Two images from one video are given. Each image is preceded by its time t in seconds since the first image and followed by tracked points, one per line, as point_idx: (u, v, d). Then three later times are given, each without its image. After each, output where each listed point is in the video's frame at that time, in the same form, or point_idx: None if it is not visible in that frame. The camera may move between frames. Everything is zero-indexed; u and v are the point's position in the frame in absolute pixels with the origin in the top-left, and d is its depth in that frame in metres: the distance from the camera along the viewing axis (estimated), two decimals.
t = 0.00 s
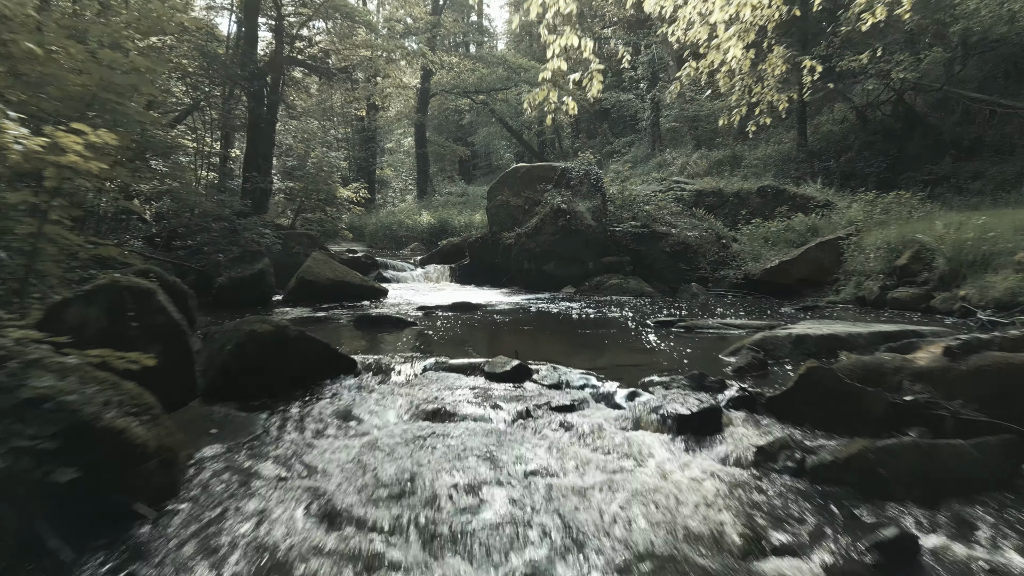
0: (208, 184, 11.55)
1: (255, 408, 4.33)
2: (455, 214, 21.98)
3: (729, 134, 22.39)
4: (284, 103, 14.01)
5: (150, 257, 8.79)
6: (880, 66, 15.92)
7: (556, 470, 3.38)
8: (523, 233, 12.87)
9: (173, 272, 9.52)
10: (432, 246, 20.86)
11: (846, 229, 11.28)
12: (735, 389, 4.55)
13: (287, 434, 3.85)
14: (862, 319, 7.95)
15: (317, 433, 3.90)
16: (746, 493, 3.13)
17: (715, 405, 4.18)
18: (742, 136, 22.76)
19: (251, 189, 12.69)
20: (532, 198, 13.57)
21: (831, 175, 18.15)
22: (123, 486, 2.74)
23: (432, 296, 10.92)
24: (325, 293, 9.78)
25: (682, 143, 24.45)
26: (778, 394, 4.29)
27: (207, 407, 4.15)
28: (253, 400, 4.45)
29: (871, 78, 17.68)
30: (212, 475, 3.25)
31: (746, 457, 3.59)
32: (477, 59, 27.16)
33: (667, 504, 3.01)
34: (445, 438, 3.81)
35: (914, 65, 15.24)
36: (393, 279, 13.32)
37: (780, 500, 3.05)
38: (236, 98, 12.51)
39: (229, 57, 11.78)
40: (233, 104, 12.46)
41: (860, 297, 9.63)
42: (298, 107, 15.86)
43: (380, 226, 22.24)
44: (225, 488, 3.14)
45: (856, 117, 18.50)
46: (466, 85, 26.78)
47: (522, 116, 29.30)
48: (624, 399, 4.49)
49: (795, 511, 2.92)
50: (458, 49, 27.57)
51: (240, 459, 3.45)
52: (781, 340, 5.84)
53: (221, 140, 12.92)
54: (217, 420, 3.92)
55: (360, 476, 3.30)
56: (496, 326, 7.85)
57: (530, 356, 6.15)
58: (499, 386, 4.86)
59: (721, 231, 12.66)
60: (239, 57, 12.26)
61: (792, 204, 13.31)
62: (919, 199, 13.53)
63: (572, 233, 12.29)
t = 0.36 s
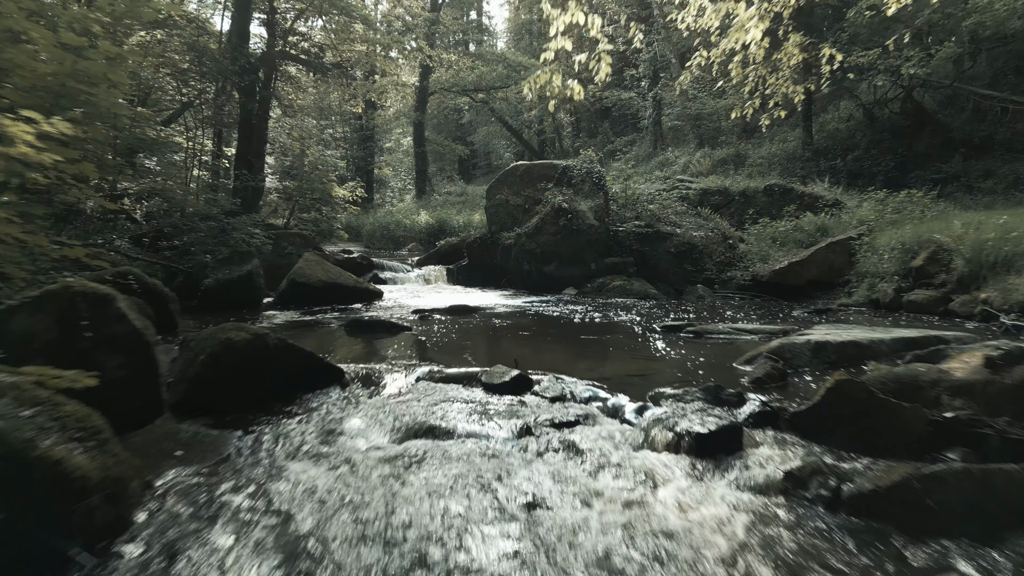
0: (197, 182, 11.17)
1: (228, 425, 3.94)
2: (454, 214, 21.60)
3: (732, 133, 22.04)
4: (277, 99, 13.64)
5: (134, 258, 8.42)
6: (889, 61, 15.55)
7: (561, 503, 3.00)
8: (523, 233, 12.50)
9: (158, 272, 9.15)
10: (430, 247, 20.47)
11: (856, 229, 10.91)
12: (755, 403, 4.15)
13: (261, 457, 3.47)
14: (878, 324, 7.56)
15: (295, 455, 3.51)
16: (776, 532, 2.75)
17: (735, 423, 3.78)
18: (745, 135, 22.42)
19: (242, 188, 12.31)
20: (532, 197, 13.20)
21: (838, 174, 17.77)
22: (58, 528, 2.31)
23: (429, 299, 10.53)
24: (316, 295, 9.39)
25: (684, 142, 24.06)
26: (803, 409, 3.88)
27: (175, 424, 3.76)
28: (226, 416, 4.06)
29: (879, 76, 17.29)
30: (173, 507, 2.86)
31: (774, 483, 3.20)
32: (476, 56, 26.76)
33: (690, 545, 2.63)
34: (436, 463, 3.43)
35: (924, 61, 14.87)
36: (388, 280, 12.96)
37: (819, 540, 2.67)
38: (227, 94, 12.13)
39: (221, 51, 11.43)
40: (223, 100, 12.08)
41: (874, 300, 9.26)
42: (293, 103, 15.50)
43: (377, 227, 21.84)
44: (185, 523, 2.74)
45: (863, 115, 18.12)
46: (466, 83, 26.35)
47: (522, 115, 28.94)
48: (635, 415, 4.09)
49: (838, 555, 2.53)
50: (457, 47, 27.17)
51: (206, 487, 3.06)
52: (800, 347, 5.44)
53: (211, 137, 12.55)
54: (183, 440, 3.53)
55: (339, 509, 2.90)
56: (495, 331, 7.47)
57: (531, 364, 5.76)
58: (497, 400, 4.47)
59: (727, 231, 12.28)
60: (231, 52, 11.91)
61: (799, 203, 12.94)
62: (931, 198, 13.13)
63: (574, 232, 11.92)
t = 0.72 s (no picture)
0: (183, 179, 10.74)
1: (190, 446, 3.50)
2: (452, 213, 21.16)
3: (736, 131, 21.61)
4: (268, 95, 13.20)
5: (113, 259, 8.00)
6: (899, 56, 15.12)
7: (569, 550, 2.57)
8: (523, 233, 12.07)
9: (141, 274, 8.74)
10: (428, 247, 20.04)
11: (869, 228, 10.48)
12: (783, 421, 3.71)
13: (225, 489, 3.04)
14: (900, 329, 7.13)
15: (262, 486, 3.09)
16: None
17: (763, 448, 3.34)
18: (749, 133, 21.99)
19: (232, 186, 11.88)
20: (532, 195, 12.77)
21: (846, 173, 17.35)
22: None
23: (425, 302, 10.09)
24: (306, 298, 8.96)
25: (686, 140, 23.63)
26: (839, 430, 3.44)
27: (130, 448, 3.33)
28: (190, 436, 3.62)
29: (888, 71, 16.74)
30: (109, 557, 2.42)
31: (813, 522, 2.77)
32: (475, 53, 26.30)
33: None
34: (423, 497, 2.98)
35: (935, 56, 14.44)
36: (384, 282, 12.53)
37: None
38: (213, 89, 11.68)
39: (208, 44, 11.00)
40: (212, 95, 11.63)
41: (891, 303, 8.83)
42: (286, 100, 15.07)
43: (374, 227, 21.41)
44: None
45: (871, 111, 17.68)
46: (465, 81, 25.88)
47: (522, 113, 28.50)
48: (648, 435, 3.66)
49: None
50: (456, 44, 26.72)
51: (156, 529, 2.63)
52: (824, 357, 4.97)
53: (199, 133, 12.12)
54: (135, 469, 3.11)
55: (305, 559, 2.46)
56: (492, 337, 7.04)
57: (531, 374, 5.32)
58: (494, 417, 4.03)
59: (735, 230, 11.85)
60: (219, 45, 11.48)
61: (809, 202, 12.50)
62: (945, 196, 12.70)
63: (575, 232, 11.50)
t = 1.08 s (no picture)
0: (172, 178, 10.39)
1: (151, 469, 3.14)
2: (450, 212, 20.80)
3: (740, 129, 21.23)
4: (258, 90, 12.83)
5: (95, 260, 7.63)
6: (909, 52, 14.75)
7: None
8: (523, 232, 11.71)
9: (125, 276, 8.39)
10: (426, 247, 19.68)
11: (881, 228, 10.11)
12: (811, 441, 3.33)
13: (183, 524, 2.66)
14: (919, 333, 6.75)
15: (226, 519, 2.71)
16: None
17: (795, 475, 2.95)
18: (752, 132, 21.64)
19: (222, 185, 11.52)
20: (534, 194, 12.40)
21: (853, 171, 16.98)
22: None
23: (421, 304, 9.73)
24: (296, 301, 8.59)
25: (688, 139, 23.28)
26: (878, 453, 3.05)
27: (80, 475, 2.95)
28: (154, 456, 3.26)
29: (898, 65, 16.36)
30: None
31: (858, 564, 2.38)
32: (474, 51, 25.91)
33: None
34: (409, 535, 2.58)
35: (946, 52, 14.07)
36: (379, 284, 12.16)
37: None
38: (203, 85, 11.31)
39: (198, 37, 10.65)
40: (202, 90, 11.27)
41: (906, 305, 8.46)
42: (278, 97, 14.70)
43: (371, 227, 21.05)
44: None
45: (879, 109, 17.31)
46: (464, 79, 25.44)
47: (522, 111, 28.13)
48: (662, 458, 3.28)
49: None
50: (454, 42, 26.32)
51: None
52: (849, 366, 4.57)
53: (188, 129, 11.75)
54: (82, 499, 2.73)
55: None
56: (489, 342, 6.67)
57: (532, 384, 4.95)
58: (491, 434, 3.65)
59: (741, 230, 11.49)
60: (209, 38, 11.11)
61: (817, 200, 12.13)
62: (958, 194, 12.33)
63: (576, 232, 11.13)
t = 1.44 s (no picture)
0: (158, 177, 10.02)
1: (103, 500, 2.75)
2: (449, 212, 20.44)
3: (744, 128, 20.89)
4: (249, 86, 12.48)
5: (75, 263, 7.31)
6: (918, 48, 14.40)
7: None
8: (523, 232, 11.36)
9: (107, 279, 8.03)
10: (424, 248, 19.33)
11: (894, 228, 9.76)
12: (847, 467, 2.97)
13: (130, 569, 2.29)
14: (942, 338, 6.40)
15: (182, 562, 2.35)
16: None
17: (834, 507, 2.59)
18: (756, 130, 21.29)
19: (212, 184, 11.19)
20: (535, 192, 12.05)
21: (860, 169, 16.61)
22: None
23: (417, 306, 9.37)
24: (287, 304, 8.24)
25: (691, 137, 22.94)
26: (927, 482, 2.69)
27: (21, 508, 2.59)
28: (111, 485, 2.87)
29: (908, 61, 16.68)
30: None
31: None
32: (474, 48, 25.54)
33: None
34: None
35: (957, 46, 13.69)
36: (374, 286, 11.82)
37: None
38: (192, 81, 10.95)
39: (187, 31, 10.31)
40: (193, 86, 10.93)
41: (923, 308, 8.11)
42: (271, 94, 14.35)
43: (369, 227, 20.70)
44: None
45: (886, 106, 16.94)
46: (464, 77, 24.55)
47: (522, 110, 27.76)
48: (680, 486, 2.91)
49: None
50: (454, 39, 25.95)
51: None
52: (877, 376, 4.07)
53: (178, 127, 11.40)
54: (12, 542, 2.35)
55: None
56: (489, 348, 6.32)
57: (533, 395, 4.59)
58: (487, 456, 3.28)
59: (749, 229, 11.14)
60: (198, 31, 10.77)
61: (826, 199, 11.77)
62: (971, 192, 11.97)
63: (579, 232, 10.78)
